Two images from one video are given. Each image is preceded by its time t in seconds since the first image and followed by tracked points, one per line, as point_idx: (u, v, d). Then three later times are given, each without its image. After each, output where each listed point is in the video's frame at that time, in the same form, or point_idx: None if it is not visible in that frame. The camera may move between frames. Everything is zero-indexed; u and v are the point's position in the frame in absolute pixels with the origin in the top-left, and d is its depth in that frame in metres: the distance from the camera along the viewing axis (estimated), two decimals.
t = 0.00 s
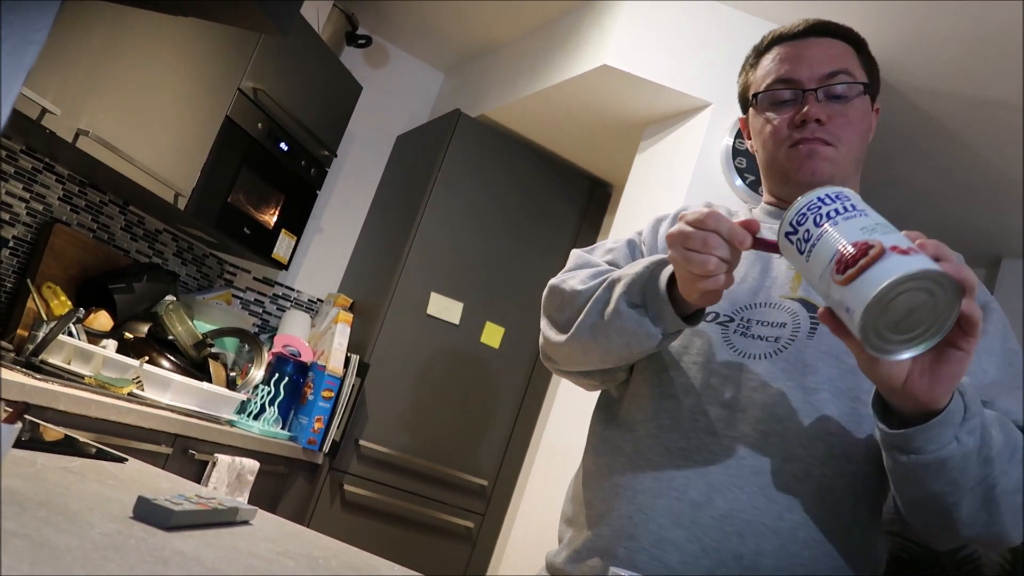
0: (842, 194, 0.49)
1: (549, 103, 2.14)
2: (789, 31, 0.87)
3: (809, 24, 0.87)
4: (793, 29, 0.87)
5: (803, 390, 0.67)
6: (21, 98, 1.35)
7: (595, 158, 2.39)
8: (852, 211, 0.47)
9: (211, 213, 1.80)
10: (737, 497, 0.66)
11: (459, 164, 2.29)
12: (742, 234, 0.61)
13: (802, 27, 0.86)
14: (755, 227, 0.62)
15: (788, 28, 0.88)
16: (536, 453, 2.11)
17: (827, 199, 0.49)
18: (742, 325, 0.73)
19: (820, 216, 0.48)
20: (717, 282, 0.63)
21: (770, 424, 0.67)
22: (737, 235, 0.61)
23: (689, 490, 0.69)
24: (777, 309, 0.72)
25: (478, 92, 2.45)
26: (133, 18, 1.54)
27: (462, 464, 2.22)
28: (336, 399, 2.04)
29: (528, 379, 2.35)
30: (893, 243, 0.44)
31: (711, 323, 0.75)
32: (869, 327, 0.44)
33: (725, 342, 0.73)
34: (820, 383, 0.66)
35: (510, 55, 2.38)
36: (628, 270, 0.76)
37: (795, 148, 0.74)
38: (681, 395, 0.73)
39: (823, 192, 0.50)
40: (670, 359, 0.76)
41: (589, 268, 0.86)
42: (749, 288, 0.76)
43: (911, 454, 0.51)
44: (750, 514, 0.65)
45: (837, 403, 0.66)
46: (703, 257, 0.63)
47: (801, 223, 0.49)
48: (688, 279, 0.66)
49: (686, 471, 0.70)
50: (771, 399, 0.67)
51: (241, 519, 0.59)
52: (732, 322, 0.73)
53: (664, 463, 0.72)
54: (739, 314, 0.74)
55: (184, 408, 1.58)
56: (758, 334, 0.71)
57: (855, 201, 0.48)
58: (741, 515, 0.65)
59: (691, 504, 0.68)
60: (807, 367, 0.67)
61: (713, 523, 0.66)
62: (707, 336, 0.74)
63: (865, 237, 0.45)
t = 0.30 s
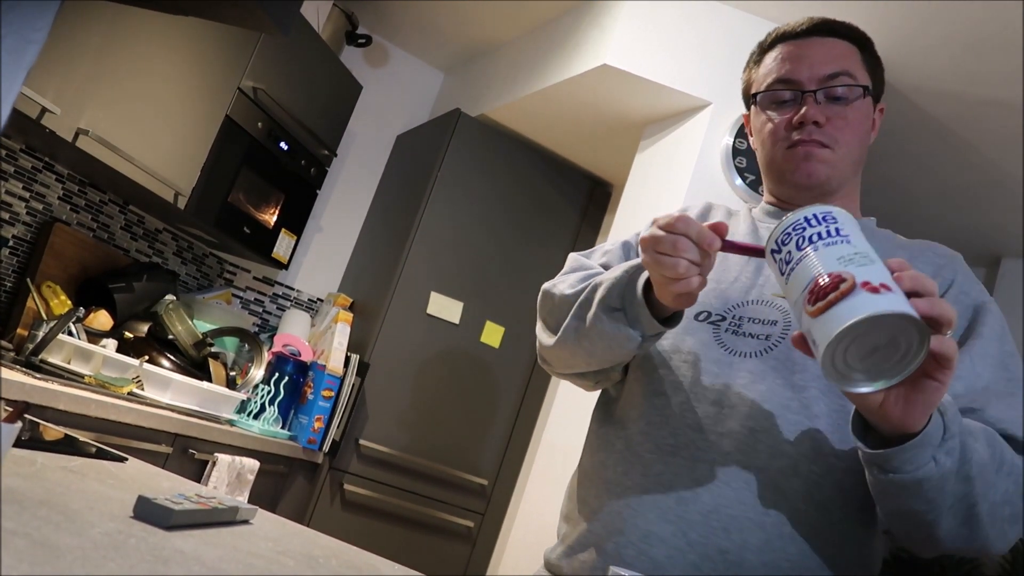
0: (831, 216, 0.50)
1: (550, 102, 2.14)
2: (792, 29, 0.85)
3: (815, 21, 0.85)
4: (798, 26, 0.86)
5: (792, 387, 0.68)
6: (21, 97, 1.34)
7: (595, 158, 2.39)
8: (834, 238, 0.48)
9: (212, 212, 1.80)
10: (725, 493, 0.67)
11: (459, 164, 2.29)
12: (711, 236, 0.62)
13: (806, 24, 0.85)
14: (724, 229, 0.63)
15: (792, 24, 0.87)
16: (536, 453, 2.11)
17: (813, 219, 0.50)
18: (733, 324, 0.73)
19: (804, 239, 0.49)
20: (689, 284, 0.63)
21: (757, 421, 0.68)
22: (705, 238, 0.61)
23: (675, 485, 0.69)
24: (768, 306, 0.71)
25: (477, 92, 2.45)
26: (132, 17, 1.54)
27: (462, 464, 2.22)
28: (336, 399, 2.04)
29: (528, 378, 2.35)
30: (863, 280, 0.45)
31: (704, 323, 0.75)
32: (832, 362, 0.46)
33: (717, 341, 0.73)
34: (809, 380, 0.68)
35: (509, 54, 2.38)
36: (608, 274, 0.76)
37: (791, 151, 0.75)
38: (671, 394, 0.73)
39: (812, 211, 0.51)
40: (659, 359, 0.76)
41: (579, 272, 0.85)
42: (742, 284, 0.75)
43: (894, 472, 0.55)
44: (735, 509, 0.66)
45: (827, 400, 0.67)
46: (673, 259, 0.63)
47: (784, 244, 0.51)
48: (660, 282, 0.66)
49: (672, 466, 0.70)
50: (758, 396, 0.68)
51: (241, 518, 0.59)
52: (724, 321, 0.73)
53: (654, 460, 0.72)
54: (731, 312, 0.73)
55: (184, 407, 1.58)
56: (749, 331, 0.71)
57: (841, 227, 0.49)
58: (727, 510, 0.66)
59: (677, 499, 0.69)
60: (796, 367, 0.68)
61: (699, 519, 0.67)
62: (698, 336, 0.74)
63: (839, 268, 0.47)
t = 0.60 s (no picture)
0: (812, 243, 0.50)
1: (550, 102, 2.14)
2: (803, 30, 0.83)
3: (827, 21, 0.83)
4: (809, 28, 0.83)
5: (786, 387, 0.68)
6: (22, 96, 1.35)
7: (596, 157, 2.39)
8: (814, 270, 0.49)
9: (212, 211, 1.80)
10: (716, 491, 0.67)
11: (459, 163, 2.29)
12: (696, 240, 0.62)
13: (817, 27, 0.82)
14: (710, 235, 0.64)
15: (805, 24, 0.85)
16: (536, 452, 2.12)
17: (793, 248, 0.50)
18: (730, 325, 0.73)
19: (784, 270, 0.50)
20: (672, 287, 0.64)
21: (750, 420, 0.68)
22: (690, 241, 0.62)
23: (667, 482, 0.69)
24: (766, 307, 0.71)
25: (478, 91, 2.45)
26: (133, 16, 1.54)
27: (462, 463, 2.22)
28: (336, 399, 2.04)
29: (528, 377, 2.35)
30: (838, 322, 0.46)
31: (703, 323, 0.75)
32: (807, 400, 0.48)
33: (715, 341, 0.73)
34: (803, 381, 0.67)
35: (510, 53, 2.38)
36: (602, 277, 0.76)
37: (796, 155, 0.75)
38: (667, 392, 0.74)
39: (793, 239, 0.51)
40: (656, 356, 0.77)
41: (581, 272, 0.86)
42: (742, 285, 0.75)
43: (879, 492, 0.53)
44: (726, 506, 0.66)
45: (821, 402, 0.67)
46: (657, 260, 0.64)
47: (765, 274, 0.51)
48: (645, 283, 0.67)
49: (665, 464, 0.71)
50: (752, 396, 0.68)
51: (241, 518, 0.59)
52: (723, 321, 0.73)
53: (647, 457, 0.72)
54: (730, 313, 0.73)
55: (184, 406, 1.59)
56: (746, 332, 0.71)
57: (821, 257, 0.49)
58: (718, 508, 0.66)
59: (669, 496, 0.69)
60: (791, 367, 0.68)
61: (690, 516, 0.67)
62: (696, 335, 0.75)
63: (817, 308, 0.47)
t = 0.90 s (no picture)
0: (809, 289, 0.47)
1: (550, 101, 2.13)
2: (823, 31, 0.82)
3: (847, 20, 0.81)
4: (829, 27, 0.83)
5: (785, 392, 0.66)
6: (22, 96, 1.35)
7: (596, 157, 2.39)
8: (812, 320, 0.46)
9: (212, 211, 1.80)
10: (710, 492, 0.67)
11: (460, 163, 2.29)
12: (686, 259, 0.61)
13: (838, 25, 0.81)
14: (701, 254, 0.62)
15: (824, 24, 0.84)
16: (536, 452, 2.12)
17: (789, 295, 0.48)
18: (732, 328, 0.71)
19: (780, 319, 0.47)
20: (661, 307, 0.64)
21: (749, 422, 0.66)
22: (681, 266, 0.60)
23: (663, 481, 0.69)
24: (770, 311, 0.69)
25: (478, 91, 2.45)
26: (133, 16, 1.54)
27: (462, 463, 2.22)
28: (336, 398, 2.04)
29: (528, 377, 2.35)
30: (838, 380, 0.43)
31: (704, 324, 0.74)
32: (805, 459, 0.46)
33: (717, 343, 0.72)
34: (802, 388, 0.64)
35: (510, 52, 2.37)
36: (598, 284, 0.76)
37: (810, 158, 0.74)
38: (667, 392, 0.74)
39: (789, 284, 0.48)
40: (656, 358, 0.76)
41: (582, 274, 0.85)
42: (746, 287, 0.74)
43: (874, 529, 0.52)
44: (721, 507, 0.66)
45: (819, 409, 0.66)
46: (646, 279, 0.64)
47: (761, 321, 0.49)
48: (636, 300, 0.67)
49: (661, 464, 0.71)
50: (751, 399, 0.67)
51: (241, 517, 0.59)
52: (725, 323, 0.72)
53: (645, 458, 0.72)
54: (732, 314, 0.72)
55: (184, 406, 1.59)
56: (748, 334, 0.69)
57: (818, 304, 0.47)
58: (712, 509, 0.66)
59: (665, 496, 0.69)
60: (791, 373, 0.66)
61: (685, 517, 0.67)
62: (697, 336, 0.74)
63: (814, 364, 0.45)
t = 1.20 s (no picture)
0: (774, 346, 0.46)
1: (550, 101, 2.13)
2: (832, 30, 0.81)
3: (859, 21, 0.79)
4: (838, 28, 0.80)
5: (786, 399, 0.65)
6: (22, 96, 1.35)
7: (596, 157, 2.39)
8: (778, 381, 0.45)
9: (212, 212, 1.80)
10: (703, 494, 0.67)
11: (460, 164, 2.29)
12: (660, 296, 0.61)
13: (850, 27, 0.79)
14: (675, 292, 0.62)
15: (835, 24, 0.82)
16: (536, 452, 2.12)
17: (755, 354, 0.46)
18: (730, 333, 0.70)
19: (747, 378, 0.46)
20: (639, 339, 0.67)
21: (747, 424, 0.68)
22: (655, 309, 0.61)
23: (659, 483, 0.69)
24: (771, 316, 0.68)
25: (478, 91, 2.45)
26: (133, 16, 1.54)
27: (462, 464, 2.22)
28: (336, 398, 2.03)
29: (528, 377, 2.36)
30: (803, 448, 0.43)
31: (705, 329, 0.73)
32: (776, 523, 0.46)
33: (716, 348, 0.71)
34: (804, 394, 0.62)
35: (510, 52, 2.37)
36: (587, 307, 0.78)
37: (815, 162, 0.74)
38: (667, 395, 0.74)
39: (756, 342, 0.47)
40: (657, 361, 0.76)
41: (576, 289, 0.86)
42: (748, 291, 0.73)
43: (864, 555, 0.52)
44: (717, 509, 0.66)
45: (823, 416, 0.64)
46: (623, 315, 0.65)
47: (729, 380, 0.48)
48: (614, 331, 0.69)
49: (658, 466, 0.71)
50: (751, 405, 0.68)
51: (241, 517, 0.59)
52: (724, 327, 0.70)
53: (642, 459, 0.72)
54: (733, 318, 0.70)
55: (184, 406, 1.59)
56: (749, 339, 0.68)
57: (784, 364, 0.45)
58: (706, 510, 0.65)
59: (660, 497, 0.69)
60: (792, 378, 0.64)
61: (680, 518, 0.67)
62: (697, 342, 0.74)
63: (779, 429, 0.44)
